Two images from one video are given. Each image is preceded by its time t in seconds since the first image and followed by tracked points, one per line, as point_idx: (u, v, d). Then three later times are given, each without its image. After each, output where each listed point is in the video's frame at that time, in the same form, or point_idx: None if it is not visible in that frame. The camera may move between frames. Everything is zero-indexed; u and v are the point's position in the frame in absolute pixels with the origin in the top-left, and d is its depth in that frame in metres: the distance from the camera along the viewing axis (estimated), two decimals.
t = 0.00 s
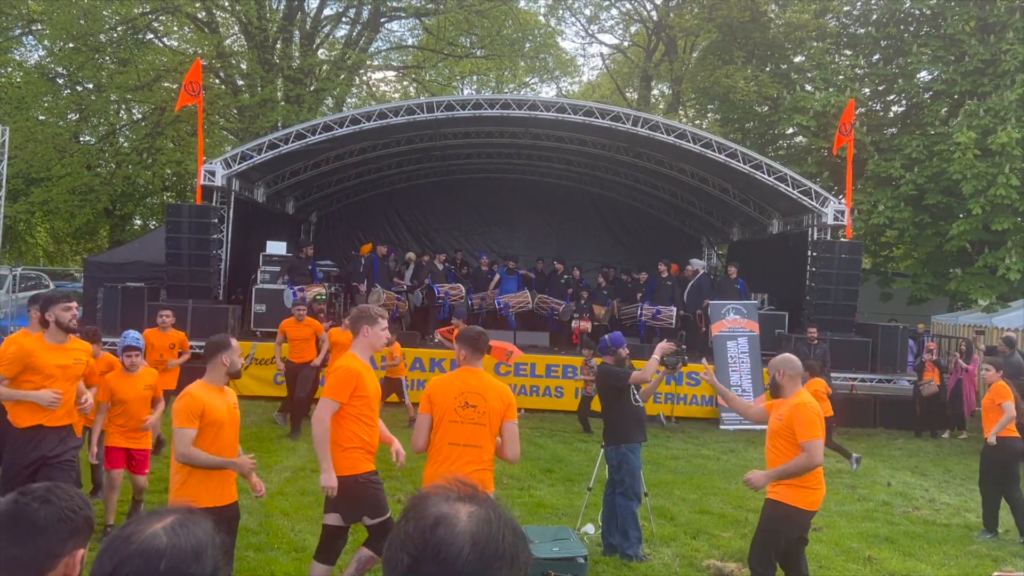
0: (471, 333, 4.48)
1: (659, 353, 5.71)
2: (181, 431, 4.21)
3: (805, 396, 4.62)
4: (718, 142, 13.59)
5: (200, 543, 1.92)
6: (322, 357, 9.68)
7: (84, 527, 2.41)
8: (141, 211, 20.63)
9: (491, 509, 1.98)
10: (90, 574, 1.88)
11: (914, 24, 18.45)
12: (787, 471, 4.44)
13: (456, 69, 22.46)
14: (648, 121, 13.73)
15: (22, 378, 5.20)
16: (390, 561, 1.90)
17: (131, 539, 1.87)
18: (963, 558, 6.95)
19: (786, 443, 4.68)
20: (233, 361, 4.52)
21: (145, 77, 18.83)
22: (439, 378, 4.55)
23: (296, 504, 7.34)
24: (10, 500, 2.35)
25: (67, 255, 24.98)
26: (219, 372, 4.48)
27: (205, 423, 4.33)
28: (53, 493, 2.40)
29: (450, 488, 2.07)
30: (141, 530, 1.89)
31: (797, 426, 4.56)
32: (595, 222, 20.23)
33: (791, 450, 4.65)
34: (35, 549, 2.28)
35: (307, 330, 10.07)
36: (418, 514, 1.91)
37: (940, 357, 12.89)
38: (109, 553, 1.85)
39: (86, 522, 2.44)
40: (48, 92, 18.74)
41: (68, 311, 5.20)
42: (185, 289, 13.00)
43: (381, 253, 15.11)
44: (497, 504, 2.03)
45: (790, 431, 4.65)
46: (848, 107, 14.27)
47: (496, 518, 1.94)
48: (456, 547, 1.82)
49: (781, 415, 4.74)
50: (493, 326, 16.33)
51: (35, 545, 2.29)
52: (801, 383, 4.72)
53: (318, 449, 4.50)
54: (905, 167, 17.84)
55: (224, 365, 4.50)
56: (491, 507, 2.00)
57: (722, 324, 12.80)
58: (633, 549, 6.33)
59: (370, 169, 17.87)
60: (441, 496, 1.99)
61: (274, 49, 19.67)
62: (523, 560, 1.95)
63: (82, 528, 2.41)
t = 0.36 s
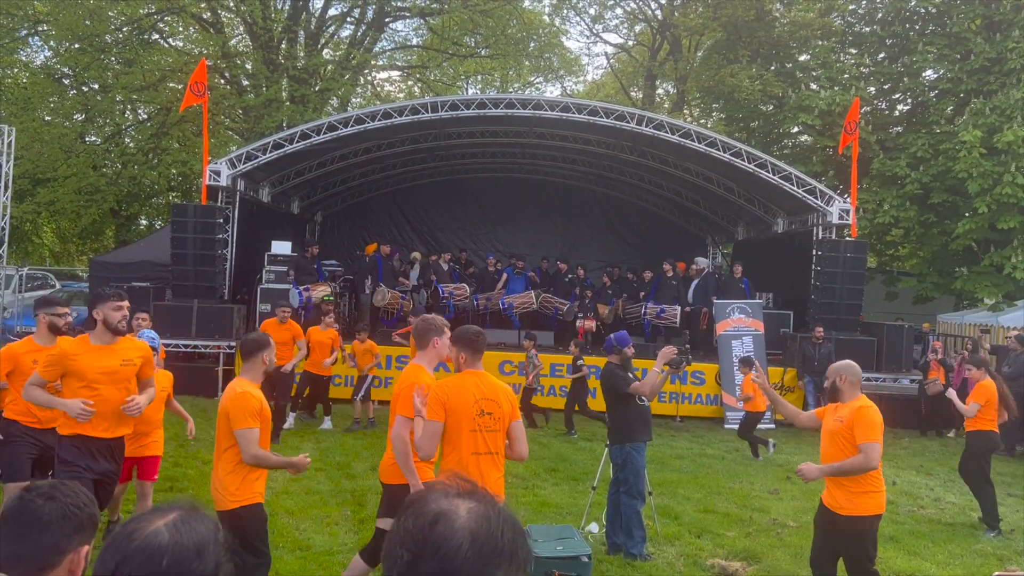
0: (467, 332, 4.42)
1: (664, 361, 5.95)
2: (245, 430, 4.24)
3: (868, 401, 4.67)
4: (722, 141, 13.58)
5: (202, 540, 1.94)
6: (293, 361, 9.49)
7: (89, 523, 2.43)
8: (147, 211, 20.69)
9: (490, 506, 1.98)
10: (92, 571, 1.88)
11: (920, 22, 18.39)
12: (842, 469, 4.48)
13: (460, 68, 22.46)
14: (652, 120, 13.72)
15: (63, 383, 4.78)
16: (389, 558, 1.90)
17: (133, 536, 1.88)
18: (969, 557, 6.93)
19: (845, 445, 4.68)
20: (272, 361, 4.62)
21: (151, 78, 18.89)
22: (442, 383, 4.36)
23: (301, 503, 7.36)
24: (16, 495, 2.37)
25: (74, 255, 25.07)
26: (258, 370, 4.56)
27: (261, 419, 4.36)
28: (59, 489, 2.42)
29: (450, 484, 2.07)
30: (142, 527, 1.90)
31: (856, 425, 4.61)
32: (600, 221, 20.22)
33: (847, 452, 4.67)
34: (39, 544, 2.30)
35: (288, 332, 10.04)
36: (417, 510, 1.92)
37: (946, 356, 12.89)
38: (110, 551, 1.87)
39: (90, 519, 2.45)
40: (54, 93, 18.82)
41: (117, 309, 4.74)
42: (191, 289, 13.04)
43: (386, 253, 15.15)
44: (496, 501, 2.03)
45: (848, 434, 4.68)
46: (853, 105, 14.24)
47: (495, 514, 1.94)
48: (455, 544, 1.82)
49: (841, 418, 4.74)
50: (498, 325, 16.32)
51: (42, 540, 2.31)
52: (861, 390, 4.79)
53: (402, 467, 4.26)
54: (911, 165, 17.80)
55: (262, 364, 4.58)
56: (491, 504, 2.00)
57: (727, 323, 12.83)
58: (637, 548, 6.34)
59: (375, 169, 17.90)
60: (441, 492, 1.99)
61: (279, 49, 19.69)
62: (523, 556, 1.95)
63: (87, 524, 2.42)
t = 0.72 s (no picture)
0: (461, 334, 4.21)
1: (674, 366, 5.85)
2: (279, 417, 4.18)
3: (924, 408, 4.70)
4: (729, 141, 13.57)
5: (219, 540, 1.94)
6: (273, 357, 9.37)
7: (103, 523, 2.43)
8: (154, 212, 20.75)
9: (507, 507, 1.97)
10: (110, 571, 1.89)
11: (927, 20, 18.33)
12: (922, 484, 4.46)
13: (466, 69, 22.47)
14: (658, 120, 13.72)
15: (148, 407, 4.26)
16: (406, 559, 1.90)
17: (150, 535, 1.88)
18: (977, 557, 6.91)
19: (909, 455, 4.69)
20: (309, 365, 4.47)
21: (157, 79, 18.96)
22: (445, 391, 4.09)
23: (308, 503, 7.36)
24: (31, 496, 2.37)
25: (81, 256, 25.16)
26: (295, 376, 4.45)
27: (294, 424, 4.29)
28: (73, 489, 2.43)
29: (465, 484, 2.07)
30: (159, 526, 1.90)
31: (921, 436, 4.63)
32: (605, 221, 20.21)
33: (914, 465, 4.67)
34: (55, 543, 2.30)
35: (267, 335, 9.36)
36: (433, 510, 1.91)
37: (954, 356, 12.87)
38: (128, 550, 1.87)
39: (104, 518, 2.46)
40: (62, 95, 18.91)
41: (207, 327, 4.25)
42: (198, 289, 13.07)
43: (392, 253, 15.17)
44: (513, 501, 2.02)
45: (914, 445, 4.68)
46: (860, 105, 14.21)
47: (511, 513, 1.93)
48: (472, 543, 1.81)
49: (903, 428, 4.74)
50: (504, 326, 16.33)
51: (57, 539, 2.32)
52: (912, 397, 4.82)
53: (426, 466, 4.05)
54: (918, 164, 17.76)
55: (299, 369, 4.46)
56: (507, 503, 1.99)
57: (733, 322, 12.84)
58: (645, 548, 6.33)
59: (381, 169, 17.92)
60: (457, 492, 1.98)
61: (285, 50, 19.80)
62: (539, 556, 1.94)
63: (101, 524, 2.43)
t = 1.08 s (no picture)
0: (489, 334, 4.24)
1: (680, 367, 5.89)
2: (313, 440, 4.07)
3: (944, 405, 4.70)
4: (735, 140, 13.56)
5: (235, 540, 1.94)
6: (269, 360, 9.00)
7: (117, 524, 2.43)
8: (160, 213, 20.82)
9: (524, 508, 1.95)
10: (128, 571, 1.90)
11: (933, 19, 18.30)
12: (940, 478, 4.45)
13: (471, 69, 22.47)
14: (665, 120, 13.71)
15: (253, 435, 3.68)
16: (424, 559, 1.89)
17: (168, 536, 1.88)
18: (985, 557, 6.90)
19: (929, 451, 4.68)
20: (337, 368, 4.44)
21: (164, 80, 19.02)
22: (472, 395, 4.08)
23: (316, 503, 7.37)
24: (46, 496, 2.38)
25: (88, 257, 25.24)
26: (324, 378, 4.36)
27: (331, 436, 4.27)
28: (89, 489, 2.44)
29: (482, 485, 2.06)
30: (177, 526, 1.90)
31: (941, 432, 4.64)
32: (611, 222, 20.20)
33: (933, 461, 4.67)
34: (70, 544, 2.31)
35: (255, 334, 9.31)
36: (450, 511, 1.90)
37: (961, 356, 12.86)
38: (148, 549, 1.88)
39: (119, 518, 2.47)
40: (69, 97, 18.98)
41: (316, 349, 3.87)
42: (205, 290, 13.10)
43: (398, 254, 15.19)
44: (529, 502, 2.01)
45: (933, 439, 4.68)
46: (866, 104, 14.19)
47: (528, 514, 1.92)
48: (489, 543, 1.80)
49: (925, 423, 4.73)
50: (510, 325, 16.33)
51: (72, 540, 2.32)
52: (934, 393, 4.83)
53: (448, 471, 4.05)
54: (924, 163, 17.73)
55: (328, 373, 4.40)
56: (524, 504, 1.98)
57: (740, 322, 12.82)
58: (653, 548, 6.33)
59: (387, 170, 17.93)
60: (474, 494, 1.97)
61: (291, 51, 19.85)
62: (555, 556, 1.93)
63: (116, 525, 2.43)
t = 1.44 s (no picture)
0: (538, 345, 4.24)
1: (687, 367, 5.86)
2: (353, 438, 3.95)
3: (915, 397, 4.85)
4: (741, 140, 13.53)
5: (247, 539, 1.94)
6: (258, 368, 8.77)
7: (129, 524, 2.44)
8: (167, 215, 20.89)
9: (534, 507, 1.93)
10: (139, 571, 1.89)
11: (939, 17, 18.27)
12: (897, 465, 4.62)
13: (476, 70, 22.46)
14: (670, 120, 13.71)
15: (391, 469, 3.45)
16: (434, 559, 1.86)
17: (181, 536, 1.88)
18: (994, 557, 6.87)
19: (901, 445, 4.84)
20: (378, 373, 4.21)
21: (170, 82, 19.08)
22: (515, 405, 4.11)
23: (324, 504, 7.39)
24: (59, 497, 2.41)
25: (95, 258, 25.34)
26: (366, 383, 4.26)
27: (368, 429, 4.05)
28: (101, 489, 2.45)
29: (492, 485, 2.03)
30: (189, 527, 1.91)
31: (906, 424, 4.79)
32: (617, 222, 20.18)
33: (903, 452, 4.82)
34: (83, 543, 2.32)
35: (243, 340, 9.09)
36: (460, 510, 1.88)
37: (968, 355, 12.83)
38: (160, 550, 1.88)
39: (130, 519, 2.48)
40: (76, 99, 19.05)
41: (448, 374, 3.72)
42: (211, 291, 13.12)
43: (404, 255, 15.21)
44: (540, 502, 1.99)
45: (901, 433, 4.85)
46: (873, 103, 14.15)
47: (538, 514, 1.90)
48: (500, 543, 1.78)
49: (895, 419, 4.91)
50: (516, 326, 16.33)
51: (85, 540, 2.33)
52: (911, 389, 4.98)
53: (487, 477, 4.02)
54: (931, 162, 17.69)
55: (369, 377, 4.23)
56: (534, 503, 1.96)
57: (746, 322, 12.77)
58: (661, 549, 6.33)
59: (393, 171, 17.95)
60: (484, 493, 1.95)
61: (296, 53, 19.91)
62: (566, 557, 1.91)
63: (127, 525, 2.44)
